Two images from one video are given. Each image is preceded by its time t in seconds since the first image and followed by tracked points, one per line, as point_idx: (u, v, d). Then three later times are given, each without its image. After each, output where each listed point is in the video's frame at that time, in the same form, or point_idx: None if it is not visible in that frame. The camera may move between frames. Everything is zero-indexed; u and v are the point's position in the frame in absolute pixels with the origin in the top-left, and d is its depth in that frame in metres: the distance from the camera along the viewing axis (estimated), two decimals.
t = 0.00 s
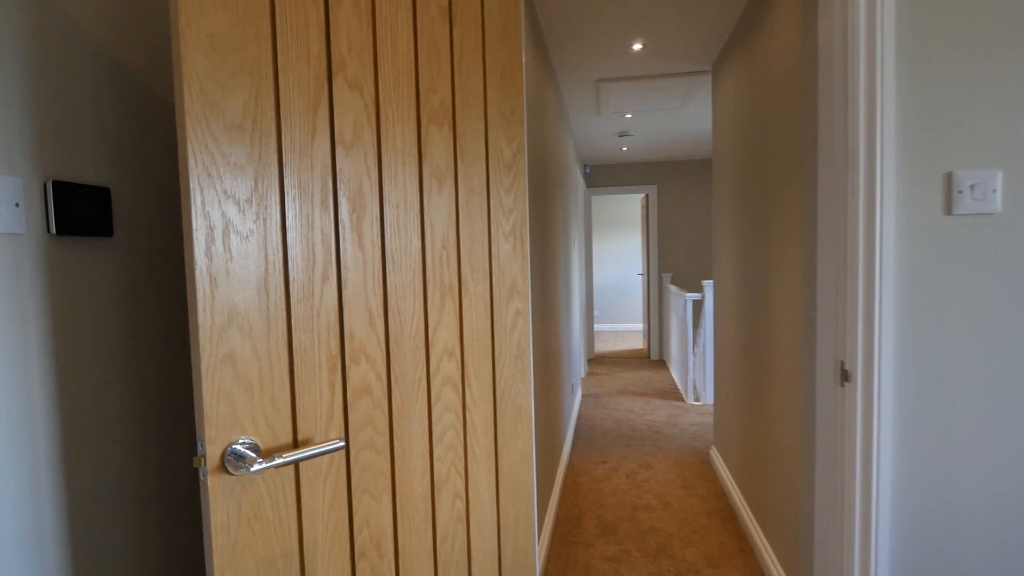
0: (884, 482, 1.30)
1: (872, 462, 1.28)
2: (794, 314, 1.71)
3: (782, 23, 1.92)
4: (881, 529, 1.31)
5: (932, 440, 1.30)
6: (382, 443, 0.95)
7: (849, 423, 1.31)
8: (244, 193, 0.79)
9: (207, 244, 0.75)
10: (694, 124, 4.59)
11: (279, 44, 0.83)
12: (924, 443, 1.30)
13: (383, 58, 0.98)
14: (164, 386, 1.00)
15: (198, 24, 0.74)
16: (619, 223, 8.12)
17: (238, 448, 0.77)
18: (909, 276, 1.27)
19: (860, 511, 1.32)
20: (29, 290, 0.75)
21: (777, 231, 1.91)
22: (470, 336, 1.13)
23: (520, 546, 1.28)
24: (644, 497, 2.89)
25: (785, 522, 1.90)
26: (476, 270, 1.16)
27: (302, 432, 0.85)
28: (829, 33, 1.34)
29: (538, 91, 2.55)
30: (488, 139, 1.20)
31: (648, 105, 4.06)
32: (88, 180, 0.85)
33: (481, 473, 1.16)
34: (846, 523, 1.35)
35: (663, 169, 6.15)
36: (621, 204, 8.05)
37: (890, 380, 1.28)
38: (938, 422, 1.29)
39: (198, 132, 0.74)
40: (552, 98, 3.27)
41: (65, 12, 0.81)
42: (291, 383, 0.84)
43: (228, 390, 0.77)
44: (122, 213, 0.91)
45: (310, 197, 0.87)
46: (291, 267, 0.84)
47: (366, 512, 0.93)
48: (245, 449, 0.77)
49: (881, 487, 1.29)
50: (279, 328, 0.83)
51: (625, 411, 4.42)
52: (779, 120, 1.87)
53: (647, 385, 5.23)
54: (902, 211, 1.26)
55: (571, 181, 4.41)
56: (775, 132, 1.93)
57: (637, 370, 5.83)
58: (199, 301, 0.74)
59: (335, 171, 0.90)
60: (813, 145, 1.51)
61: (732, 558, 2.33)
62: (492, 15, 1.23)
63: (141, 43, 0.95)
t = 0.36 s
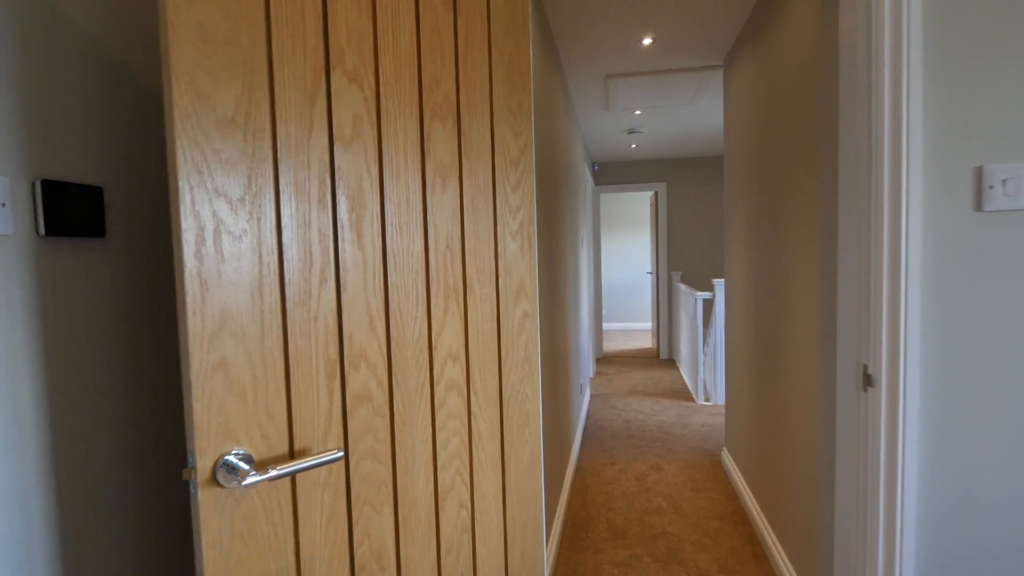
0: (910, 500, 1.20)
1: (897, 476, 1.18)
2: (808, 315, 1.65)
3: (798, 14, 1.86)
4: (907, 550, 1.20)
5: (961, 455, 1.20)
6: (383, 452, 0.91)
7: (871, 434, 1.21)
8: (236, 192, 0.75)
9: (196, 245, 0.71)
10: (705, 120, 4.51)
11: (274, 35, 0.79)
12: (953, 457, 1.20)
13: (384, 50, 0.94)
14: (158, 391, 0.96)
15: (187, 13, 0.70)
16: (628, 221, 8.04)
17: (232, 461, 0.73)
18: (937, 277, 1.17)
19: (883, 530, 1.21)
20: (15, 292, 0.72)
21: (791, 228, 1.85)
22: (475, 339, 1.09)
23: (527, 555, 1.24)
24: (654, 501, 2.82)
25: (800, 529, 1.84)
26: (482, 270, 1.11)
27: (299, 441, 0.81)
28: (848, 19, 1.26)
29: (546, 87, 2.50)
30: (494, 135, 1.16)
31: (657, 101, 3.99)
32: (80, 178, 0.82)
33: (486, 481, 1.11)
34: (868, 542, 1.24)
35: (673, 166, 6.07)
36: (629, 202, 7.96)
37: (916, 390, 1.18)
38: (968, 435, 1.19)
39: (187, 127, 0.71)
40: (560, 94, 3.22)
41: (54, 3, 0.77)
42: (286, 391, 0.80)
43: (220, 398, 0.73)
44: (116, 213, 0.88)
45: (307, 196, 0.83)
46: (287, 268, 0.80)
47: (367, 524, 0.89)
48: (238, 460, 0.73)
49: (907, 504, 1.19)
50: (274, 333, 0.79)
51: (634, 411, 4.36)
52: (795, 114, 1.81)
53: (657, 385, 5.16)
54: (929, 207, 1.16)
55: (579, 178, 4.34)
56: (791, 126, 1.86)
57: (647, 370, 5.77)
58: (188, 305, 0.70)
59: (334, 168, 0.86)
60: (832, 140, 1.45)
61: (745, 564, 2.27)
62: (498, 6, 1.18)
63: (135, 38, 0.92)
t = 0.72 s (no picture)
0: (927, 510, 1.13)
1: (913, 486, 1.12)
2: (815, 314, 1.60)
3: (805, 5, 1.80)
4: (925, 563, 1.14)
5: (978, 464, 1.14)
6: (371, 462, 0.86)
7: (886, 441, 1.15)
8: (212, 186, 0.70)
9: (168, 243, 0.66)
10: (707, 116, 4.45)
11: (252, 19, 0.74)
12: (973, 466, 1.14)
13: (372, 36, 0.88)
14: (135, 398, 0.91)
15: None
16: (629, 218, 7.98)
17: (207, 474, 0.68)
18: (955, 276, 1.11)
19: (897, 543, 1.15)
20: None
21: (798, 226, 1.79)
22: (470, 342, 1.04)
23: (525, 565, 1.19)
24: (657, 502, 2.77)
25: (805, 534, 1.79)
26: (478, 269, 1.06)
27: (280, 453, 0.76)
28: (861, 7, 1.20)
29: (545, 81, 2.44)
30: (490, 127, 1.10)
31: (659, 96, 3.92)
32: (50, 173, 0.73)
33: (482, 490, 1.06)
34: (881, 555, 1.18)
35: (674, 162, 6.01)
36: (630, 199, 7.90)
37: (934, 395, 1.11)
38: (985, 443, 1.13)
39: (157, 116, 0.65)
40: (560, 89, 3.16)
41: None
42: (267, 399, 0.75)
43: (195, 408, 0.68)
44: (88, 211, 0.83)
45: (290, 190, 0.78)
46: (267, 268, 0.75)
47: (354, 539, 0.84)
48: (214, 473, 0.69)
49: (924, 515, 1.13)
50: (254, 337, 0.74)
51: (635, 410, 4.32)
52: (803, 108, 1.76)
53: (658, 384, 5.11)
54: (948, 202, 1.10)
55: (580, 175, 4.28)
56: (798, 120, 1.81)
57: (648, 368, 5.72)
58: (158, 308, 0.65)
59: (318, 162, 0.81)
60: (842, 134, 1.40)
61: (749, 568, 2.21)
62: None
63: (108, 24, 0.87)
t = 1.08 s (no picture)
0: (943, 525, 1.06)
1: (928, 500, 1.04)
2: (820, 314, 1.53)
3: None
4: None
5: (999, 477, 1.06)
6: (341, 482, 0.78)
7: (900, 451, 1.07)
8: (150, 172, 0.60)
9: (96, 238, 0.56)
10: (702, 109, 4.38)
11: None
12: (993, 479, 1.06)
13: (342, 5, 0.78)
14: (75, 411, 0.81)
15: None
16: (623, 214, 7.91)
17: (143, 504, 0.59)
18: (978, 274, 1.03)
19: (911, 560, 1.07)
20: None
21: (802, 220, 1.72)
22: (453, 346, 0.95)
23: None
24: (651, 505, 2.71)
25: (806, 541, 1.73)
26: (461, 267, 0.98)
27: (233, 476, 0.67)
28: None
29: (537, 70, 2.35)
30: (475, 112, 1.02)
31: (654, 89, 3.84)
32: None
33: (466, 507, 0.98)
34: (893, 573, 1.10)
35: (668, 157, 5.94)
36: (624, 194, 7.83)
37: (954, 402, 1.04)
38: (1004, 456, 1.05)
39: (82, 88, 0.55)
40: (554, 80, 3.07)
41: None
42: (216, 416, 0.66)
43: (129, 428, 0.59)
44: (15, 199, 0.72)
45: (245, 178, 0.69)
46: (217, 266, 0.66)
47: (322, 569, 0.75)
48: (155, 502, 0.60)
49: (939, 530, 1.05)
50: (202, 345, 0.65)
51: (629, 409, 4.25)
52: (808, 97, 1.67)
53: (652, 381, 5.06)
54: (971, 195, 1.02)
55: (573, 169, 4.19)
56: (803, 110, 1.73)
57: (641, 365, 5.67)
58: (83, 314, 0.55)
59: (278, 146, 0.72)
60: (850, 124, 1.33)
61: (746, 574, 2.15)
62: None
63: None
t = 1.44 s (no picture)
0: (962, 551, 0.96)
1: (948, 523, 0.95)
2: (823, 316, 1.46)
3: None
4: None
5: None
6: (300, 510, 0.68)
7: (915, 465, 1.00)
8: (65, 153, 0.48)
9: None
10: (696, 105, 4.31)
11: None
12: None
13: None
14: None
15: None
16: (614, 211, 7.85)
17: (58, 545, 0.49)
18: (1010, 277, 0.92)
19: None
20: None
21: (803, 217, 1.65)
22: (431, 354, 0.86)
23: None
24: (642, 510, 2.64)
25: (804, 551, 1.67)
26: (440, 265, 0.89)
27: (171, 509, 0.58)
28: None
29: (527, 60, 2.26)
30: (458, 95, 0.93)
31: (647, 83, 3.77)
32: None
33: (445, 530, 0.90)
34: None
35: (660, 154, 5.88)
36: (615, 192, 7.78)
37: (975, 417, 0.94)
38: None
39: None
40: (545, 73, 2.98)
41: None
42: (151, 443, 0.55)
43: (36, 463, 0.47)
44: None
45: (185, 161, 0.58)
46: (152, 266, 0.55)
47: None
48: (71, 543, 0.50)
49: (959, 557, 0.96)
50: (132, 359, 0.54)
51: (620, 409, 4.19)
52: (810, 89, 1.60)
53: (644, 381, 5.00)
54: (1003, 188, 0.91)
55: (564, 165, 4.11)
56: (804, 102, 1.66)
57: (632, 365, 5.61)
58: None
59: (226, 126, 0.61)
60: (856, 115, 1.25)
61: None
62: None
63: None
